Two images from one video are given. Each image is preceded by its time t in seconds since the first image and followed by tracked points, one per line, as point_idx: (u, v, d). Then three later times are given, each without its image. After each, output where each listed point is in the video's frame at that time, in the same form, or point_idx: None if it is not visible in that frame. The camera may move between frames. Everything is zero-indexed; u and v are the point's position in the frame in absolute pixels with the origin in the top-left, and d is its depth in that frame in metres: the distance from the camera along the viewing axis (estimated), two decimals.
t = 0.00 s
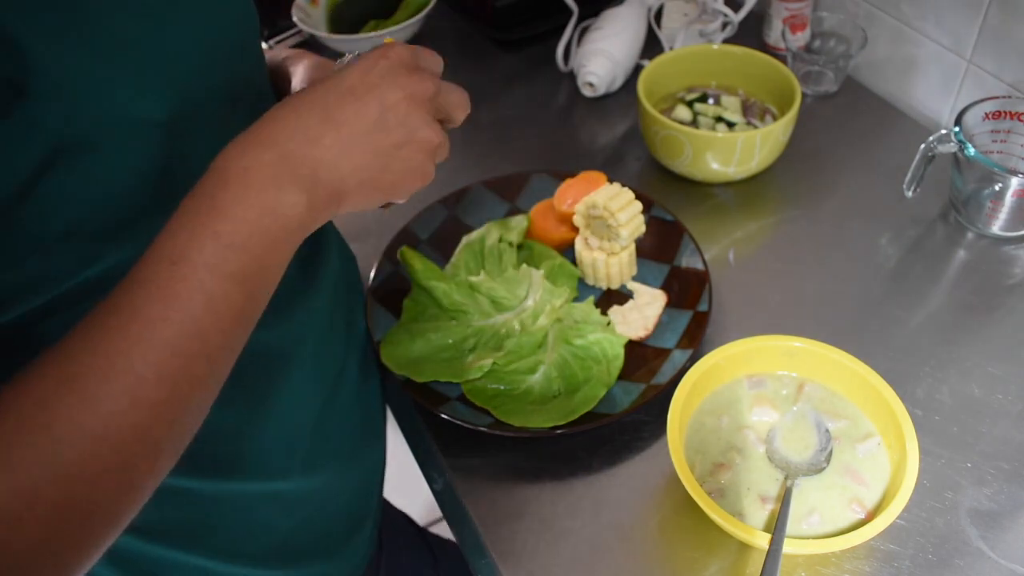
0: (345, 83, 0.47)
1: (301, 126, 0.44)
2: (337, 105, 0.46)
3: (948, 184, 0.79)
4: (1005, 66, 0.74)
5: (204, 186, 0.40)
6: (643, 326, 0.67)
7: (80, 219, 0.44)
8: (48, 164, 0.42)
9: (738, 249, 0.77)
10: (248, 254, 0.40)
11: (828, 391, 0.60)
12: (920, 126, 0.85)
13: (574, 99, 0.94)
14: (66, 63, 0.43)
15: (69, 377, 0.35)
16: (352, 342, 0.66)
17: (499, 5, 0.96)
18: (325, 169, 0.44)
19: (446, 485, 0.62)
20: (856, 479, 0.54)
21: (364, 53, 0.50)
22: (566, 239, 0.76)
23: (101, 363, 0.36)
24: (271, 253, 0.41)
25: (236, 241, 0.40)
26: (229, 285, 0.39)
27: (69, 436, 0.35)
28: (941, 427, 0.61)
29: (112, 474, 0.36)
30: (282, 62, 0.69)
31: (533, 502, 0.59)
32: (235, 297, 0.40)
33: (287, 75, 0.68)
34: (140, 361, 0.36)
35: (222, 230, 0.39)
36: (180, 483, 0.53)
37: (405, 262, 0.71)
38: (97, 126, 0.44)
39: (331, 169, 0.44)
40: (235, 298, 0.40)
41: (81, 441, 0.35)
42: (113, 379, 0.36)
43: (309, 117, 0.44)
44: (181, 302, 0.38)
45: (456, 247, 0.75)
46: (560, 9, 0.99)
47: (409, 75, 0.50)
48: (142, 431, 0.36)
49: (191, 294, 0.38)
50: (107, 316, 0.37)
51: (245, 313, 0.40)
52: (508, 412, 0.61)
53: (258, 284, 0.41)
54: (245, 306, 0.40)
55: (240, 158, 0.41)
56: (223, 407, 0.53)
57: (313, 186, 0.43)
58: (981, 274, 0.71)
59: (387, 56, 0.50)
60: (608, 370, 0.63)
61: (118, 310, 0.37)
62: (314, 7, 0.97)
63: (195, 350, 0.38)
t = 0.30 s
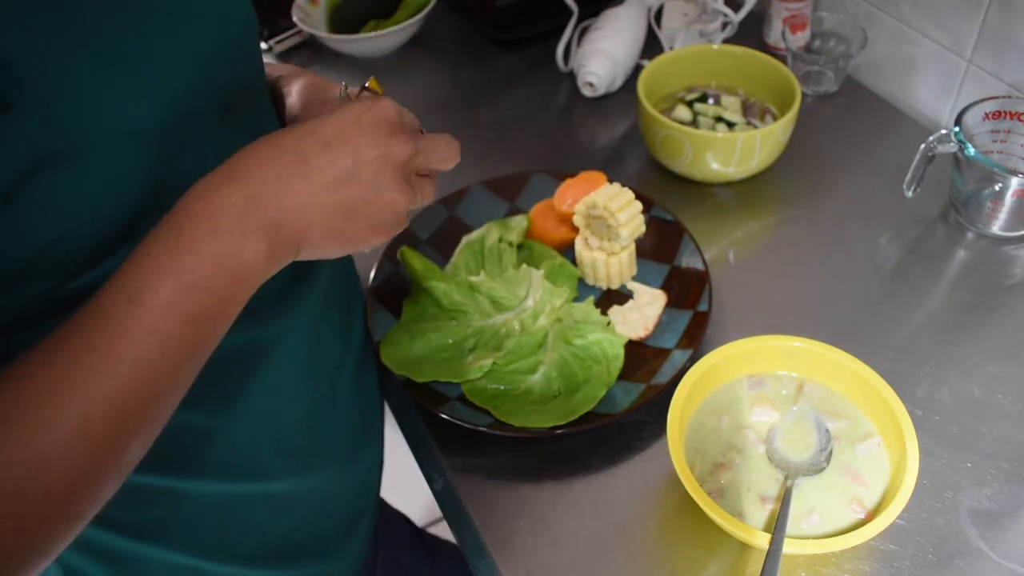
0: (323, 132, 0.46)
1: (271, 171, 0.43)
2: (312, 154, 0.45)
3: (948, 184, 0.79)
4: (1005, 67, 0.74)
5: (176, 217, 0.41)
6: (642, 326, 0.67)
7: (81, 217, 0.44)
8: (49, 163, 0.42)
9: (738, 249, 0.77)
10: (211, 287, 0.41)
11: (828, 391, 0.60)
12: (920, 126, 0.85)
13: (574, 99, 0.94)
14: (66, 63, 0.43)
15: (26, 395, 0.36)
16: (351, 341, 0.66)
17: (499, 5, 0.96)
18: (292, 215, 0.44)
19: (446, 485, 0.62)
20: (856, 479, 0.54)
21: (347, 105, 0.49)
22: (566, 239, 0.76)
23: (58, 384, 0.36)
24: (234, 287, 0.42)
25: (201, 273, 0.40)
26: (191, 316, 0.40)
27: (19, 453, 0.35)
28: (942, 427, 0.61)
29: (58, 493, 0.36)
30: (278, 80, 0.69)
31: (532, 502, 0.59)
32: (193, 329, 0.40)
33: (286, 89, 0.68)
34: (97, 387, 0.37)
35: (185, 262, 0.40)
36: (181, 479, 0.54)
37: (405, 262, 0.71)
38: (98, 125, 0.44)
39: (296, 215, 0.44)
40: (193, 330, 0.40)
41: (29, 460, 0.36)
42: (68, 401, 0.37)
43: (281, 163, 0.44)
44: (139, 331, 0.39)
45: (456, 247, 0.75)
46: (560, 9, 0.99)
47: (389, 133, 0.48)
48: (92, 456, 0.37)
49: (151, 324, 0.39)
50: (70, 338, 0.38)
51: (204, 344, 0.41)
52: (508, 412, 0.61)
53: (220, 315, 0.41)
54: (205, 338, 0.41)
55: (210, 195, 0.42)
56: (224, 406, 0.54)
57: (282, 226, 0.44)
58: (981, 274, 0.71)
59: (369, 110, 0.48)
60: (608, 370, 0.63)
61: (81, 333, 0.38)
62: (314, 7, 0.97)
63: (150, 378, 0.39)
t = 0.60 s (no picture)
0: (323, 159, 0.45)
1: (270, 201, 0.43)
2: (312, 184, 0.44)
3: (948, 184, 0.79)
4: (1005, 67, 0.74)
5: (170, 243, 0.40)
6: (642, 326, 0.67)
7: (81, 217, 0.44)
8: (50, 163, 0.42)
9: (738, 249, 0.77)
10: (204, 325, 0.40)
11: (828, 391, 0.60)
12: (920, 126, 0.85)
13: (574, 99, 0.94)
14: (67, 62, 0.43)
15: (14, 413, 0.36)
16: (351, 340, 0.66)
17: (499, 5, 0.96)
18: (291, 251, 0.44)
19: (445, 485, 0.62)
20: (857, 479, 0.54)
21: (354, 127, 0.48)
22: (566, 239, 0.76)
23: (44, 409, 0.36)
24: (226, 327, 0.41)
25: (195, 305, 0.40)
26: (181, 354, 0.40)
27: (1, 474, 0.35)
28: (942, 427, 0.61)
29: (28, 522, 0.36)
30: (280, 79, 0.69)
31: (532, 502, 0.59)
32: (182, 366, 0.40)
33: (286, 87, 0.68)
34: (80, 415, 0.37)
35: (179, 290, 0.40)
36: (182, 477, 0.54)
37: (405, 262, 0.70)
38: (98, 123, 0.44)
39: (293, 247, 0.44)
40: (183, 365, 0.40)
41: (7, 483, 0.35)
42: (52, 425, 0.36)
43: (280, 192, 0.43)
44: (128, 361, 0.38)
45: (456, 247, 0.75)
46: (560, 9, 0.99)
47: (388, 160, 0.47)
48: (74, 484, 0.37)
49: (141, 352, 0.38)
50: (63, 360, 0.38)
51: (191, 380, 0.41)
52: (508, 412, 0.60)
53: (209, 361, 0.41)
54: (194, 370, 0.41)
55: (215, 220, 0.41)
56: (224, 405, 0.54)
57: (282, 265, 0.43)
58: (981, 274, 0.71)
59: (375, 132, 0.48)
60: (608, 370, 0.63)
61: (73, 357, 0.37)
62: (314, 7, 0.97)
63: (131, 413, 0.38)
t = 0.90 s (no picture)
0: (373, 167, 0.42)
1: (297, 221, 0.39)
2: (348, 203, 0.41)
3: (948, 184, 0.79)
4: (1005, 67, 0.74)
5: (189, 269, 0.37)
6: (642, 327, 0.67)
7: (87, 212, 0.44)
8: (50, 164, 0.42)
9: (738, 249, 0.77)
10: (213, 360, 0.37)
11: (828, 391, 0.60)
12: (920, 126, 0.85)
13: (574, 99, 0.94)
14: (67, 62, 0.43)
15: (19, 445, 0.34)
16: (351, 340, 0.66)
17: (499, 5, 0.96)
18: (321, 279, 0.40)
19: (446, 485, 0.62)
20: (856, 479, 0.54)
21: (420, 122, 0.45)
22: (566, 239, 0.76)
23: (40, 444, 0.34)
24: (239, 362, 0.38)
25: (204, 341, 0.37)
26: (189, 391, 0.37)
27: None
28: (941, 427, 0.61)
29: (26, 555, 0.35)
30: (285, 82, 0.70)
31: (533, 503, 0.59)
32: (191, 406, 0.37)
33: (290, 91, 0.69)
34: (76, 449, 0.35)
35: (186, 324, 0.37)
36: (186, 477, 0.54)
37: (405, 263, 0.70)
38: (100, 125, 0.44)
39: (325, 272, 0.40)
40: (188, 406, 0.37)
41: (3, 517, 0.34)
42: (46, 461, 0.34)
43: (315, 216, 0.40)
44: (130, 399, 0.36)
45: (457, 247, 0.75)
46: (560, 9, 0.99)
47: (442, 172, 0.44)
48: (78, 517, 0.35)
49: (151, 385, 0.36)
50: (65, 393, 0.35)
51: (204, 419, 0.38)
52: (509, 412, 0.60)
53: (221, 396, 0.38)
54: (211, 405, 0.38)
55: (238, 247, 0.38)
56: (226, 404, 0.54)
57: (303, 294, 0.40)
58: (981, 274, 0.71)
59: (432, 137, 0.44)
60: (608, 370, 0.63)
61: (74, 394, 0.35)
62: (314, 7, 0.97)
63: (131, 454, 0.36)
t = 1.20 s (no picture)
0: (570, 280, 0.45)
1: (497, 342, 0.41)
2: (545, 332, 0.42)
3: (949, 184, 0.79)
4: (1005, 67, 0.74)
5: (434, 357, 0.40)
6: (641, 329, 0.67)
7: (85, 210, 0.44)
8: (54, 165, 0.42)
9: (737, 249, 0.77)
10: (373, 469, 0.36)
11: (828, 391, 0.60)
12: (920, 127, 0.85)
13: (574, 99, 0.94)
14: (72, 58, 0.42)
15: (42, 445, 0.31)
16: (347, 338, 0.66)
17: (499, 5, 0.96)
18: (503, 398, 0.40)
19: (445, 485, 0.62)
20: (856, 479, 0.54)
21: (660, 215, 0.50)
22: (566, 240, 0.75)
23: (232, 492, 0.35)
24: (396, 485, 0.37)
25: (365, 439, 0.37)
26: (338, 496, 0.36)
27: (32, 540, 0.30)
28: (941, 427, 0.61)
29: None
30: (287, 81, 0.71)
31: (533, 503, 0.59)
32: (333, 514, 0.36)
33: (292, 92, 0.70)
34: (282, 499, 0.35)
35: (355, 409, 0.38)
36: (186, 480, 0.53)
37: (405, 262, 0.70)
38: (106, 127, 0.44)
39: (545, 377, 0.41)
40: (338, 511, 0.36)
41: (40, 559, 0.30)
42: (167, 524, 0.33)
43: (545, 329, 0.42)
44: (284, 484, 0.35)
45: (457, 247, 0.75)
46: (560, 9, 0.99)
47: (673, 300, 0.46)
48: None
49: (379, 452, 0.37)
50: (260, 448, 0.36)
51: (407, 509, 0.38)
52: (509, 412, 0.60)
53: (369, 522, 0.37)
54: (423, 491, 0.38)
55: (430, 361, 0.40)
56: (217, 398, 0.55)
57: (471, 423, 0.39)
58: (981, 274, 0.71)
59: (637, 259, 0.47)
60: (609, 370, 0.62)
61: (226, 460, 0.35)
62: (314, 6, 0.97)
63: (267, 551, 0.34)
